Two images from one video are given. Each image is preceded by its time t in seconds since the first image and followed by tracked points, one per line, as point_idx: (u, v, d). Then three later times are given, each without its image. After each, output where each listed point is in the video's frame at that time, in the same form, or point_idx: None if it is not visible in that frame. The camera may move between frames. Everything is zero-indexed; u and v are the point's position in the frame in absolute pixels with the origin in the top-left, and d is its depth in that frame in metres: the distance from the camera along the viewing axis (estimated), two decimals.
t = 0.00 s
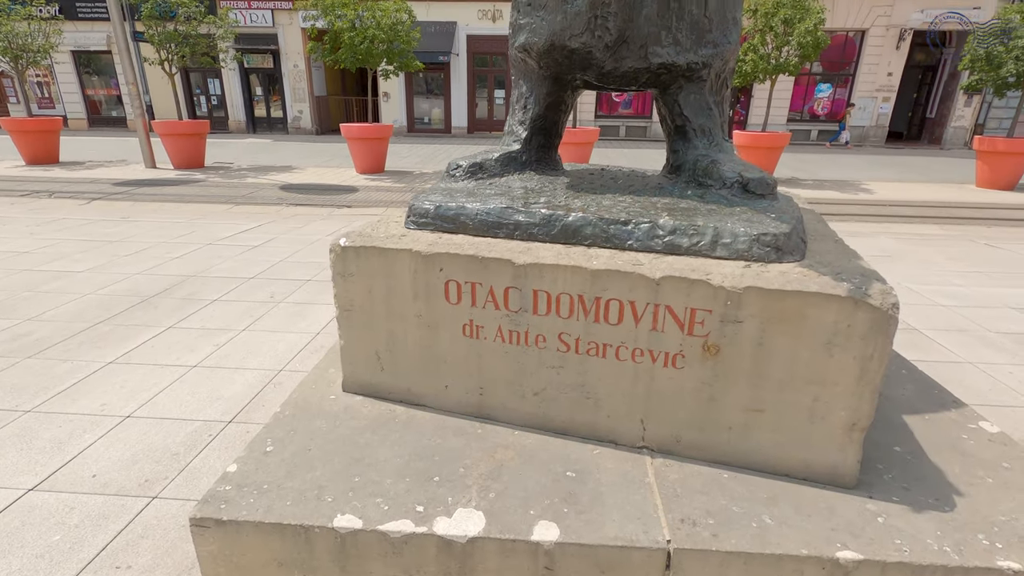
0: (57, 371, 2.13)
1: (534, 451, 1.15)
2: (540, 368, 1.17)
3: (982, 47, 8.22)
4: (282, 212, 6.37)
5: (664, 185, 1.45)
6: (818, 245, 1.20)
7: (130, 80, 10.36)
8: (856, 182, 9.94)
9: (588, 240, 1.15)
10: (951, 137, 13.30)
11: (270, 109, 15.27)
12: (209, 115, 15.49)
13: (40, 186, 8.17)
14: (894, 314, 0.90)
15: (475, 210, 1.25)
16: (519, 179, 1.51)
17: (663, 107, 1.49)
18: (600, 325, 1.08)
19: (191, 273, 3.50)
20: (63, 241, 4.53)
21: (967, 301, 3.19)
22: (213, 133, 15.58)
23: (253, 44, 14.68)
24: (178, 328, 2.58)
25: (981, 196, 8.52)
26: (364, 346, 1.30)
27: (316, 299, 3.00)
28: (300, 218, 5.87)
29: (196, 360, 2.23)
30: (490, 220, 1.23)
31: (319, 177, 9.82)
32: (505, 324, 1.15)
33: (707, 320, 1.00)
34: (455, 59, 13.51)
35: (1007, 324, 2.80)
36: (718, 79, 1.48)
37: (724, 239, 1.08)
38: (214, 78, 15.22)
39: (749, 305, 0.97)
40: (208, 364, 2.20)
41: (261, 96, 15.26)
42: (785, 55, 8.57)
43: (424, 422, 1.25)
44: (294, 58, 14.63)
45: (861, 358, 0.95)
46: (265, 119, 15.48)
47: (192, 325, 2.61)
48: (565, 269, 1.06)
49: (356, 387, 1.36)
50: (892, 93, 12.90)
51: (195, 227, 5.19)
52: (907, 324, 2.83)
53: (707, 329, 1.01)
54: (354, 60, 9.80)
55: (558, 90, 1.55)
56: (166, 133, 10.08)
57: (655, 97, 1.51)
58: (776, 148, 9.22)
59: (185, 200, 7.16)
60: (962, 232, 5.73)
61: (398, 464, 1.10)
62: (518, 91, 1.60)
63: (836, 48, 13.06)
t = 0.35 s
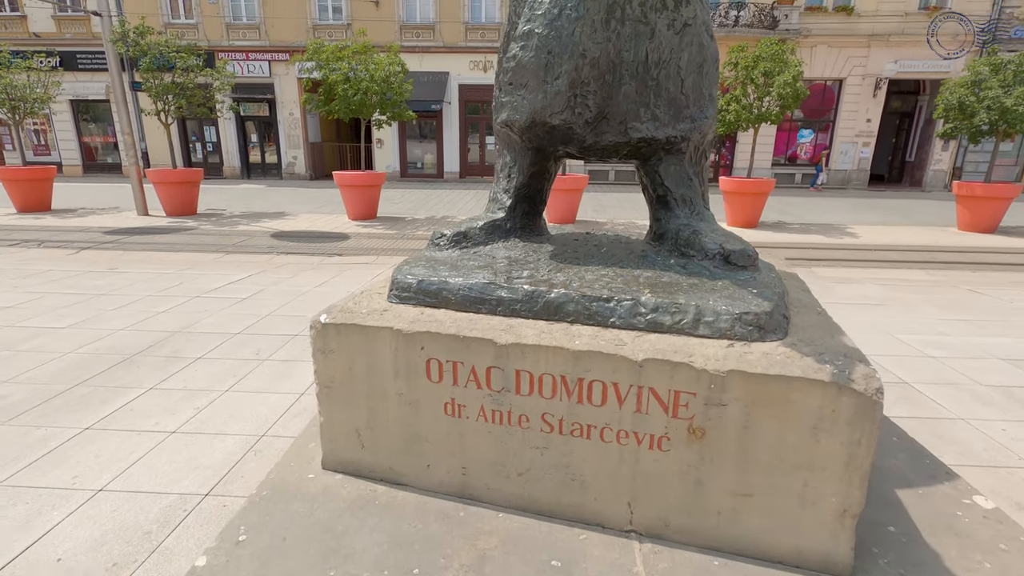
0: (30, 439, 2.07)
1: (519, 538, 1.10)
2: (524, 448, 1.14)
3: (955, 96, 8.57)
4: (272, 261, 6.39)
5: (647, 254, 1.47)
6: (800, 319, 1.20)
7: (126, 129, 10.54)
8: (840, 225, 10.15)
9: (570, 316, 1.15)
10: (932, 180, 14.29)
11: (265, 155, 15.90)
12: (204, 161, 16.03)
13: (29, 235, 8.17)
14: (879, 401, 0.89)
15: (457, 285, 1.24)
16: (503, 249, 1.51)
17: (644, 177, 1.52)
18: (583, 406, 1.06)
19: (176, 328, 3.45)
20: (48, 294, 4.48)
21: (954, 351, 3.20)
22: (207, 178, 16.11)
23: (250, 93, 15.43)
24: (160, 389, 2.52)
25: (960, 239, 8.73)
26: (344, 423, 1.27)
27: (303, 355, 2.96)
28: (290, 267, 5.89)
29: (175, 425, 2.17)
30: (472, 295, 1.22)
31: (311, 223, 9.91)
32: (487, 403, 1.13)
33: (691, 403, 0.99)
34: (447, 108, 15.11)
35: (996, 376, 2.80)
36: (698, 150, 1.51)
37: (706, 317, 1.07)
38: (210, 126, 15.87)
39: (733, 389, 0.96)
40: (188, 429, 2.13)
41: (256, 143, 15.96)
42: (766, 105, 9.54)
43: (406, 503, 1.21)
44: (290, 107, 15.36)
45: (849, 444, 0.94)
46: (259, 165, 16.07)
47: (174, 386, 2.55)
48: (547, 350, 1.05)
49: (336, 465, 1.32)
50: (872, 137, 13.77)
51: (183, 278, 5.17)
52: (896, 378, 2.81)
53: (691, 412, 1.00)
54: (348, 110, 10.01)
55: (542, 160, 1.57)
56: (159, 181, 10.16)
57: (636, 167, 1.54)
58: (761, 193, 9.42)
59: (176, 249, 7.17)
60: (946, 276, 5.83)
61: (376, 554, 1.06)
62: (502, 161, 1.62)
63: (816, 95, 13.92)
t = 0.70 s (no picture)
0: None
1: None
2: (506, 546, 1.10)
3: (931, 147, 9.71)
4: (261, 314, 6.35)
5: (631, 332, 1.47)
6: (783, 405, 1.20)
7: (120, 182, 10.69)
8: (826, 272, 10.30)
9: (552, 407, 1.14)
10: (913, 225, 15.43)
11: (258, 203, 16.43)
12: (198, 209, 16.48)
13: (15, 288, 8.10)
14: (866, 506, 0.88)
15: (437, 372, 1.22)
16: (487, 327, 1.51)
17: (627, 254, 1.52)
18: (566, 504, 1.04)
19: (157, 390, 3.36)
20: (29, 354, 4.41)
21: (946, 409, 3.17)
22: (200, 226, 16.53)
23: (246, 144, 16.01)
24: (136, 460, 2.44)
25: (943, 285, 8.86)
26: (320, 517, 1.22)
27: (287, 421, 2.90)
28: (279, 321, 5.84)
29: (149, 502, 2.09)
30: (453, 384, 1.21)
31: (301, 274, 9.92)
32: (468, 499, 1.10)
33: (676, 504, 0.98)
34: (440, 158, 15.82)
35: (990, 437, 2.77)
36: (678, 228, 1.52)
37: (690, 410, 1.06)
38: (205, 175, 16.40)
39: (719, 491, 0.95)
40: (162, 507, 2.06)
41: (250, 192, 16.53)
42: (748, 155, 10.03)
43: None
44: (284, 157, 15.96)
45: (838, 549, 0.93)
46: (252, 213, 16.65)
47: (152, 456, 2.48)
48: (528, 447, 1.03)
49: (311, 560, 1.26)
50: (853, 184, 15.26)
51: (167, 335, 5.10)
52: (890, 439, 2.77)
53: (676, 513, 0.98)
54: (340, 163, 10.22)
55: (525, 237, 1.57)
56: (150, 233, 10.19)
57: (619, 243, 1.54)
58: (747, 242, 9.61)
59: (164, 302, 7.12)
60: (934, 325, 5.87)
61: None
62: (486, 237, 1.63)
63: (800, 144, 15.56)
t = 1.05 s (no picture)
0: None
1: None
2: None
3: (914, 191, 9.88)
4: (249, 361, 6.25)
5: (617, 404, 1.48)
6: (772, 487, 1.28)
7: (111, 226, 10.68)
8: (817, 312, 10.35)
9: (536, 493, 1.20)
10: (902, 263, 15.73)
11: (252, 244, 16.51)
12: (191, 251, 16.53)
13: None
14: None
15: (419, 455, 1.27)
16: (471, 399, 1.51)
17: (613, 323, 1.51)
18: None
19: (137, 449, 3.27)
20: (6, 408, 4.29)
21: (942, 462, 3.13)
22: (193, 267, 16.55)
23: (241, 186, 16.21)
24: (110, 529, 2.36)
25: (933, 326, 8.91)
26: None
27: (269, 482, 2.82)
28: (267, 368, 5.75)
29: None
30: (434, 467, 1.26)
31: (292, 318, 9.85)
32: None
33: None
34: (434, 200, 16.05)
35: (986, 493, 2.73)
36: (664, 297, 1.51)
37: (676, 498, 1.13)
38: (199, 217, 16.49)
39: None
40: None
41: (243, 233, 16.59)
42: (736, 199, 10.21)
43: None
44: (279, 199, 16.16)
45: None
46: (245, 254, 16.67)
47: (126, 524, 2.39)
48: (511, 539, 1.09)
49: None
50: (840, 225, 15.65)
51: (151, 384, 4.99)
52: (888, 496, 2.72)
53: None
54: (332, 208, 10.34)
55: (509, 306, 1.55)
56: (141, 277, 10.16)
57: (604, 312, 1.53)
58: (738, 283, 9.66)
59: (150, 349, 7.01)
60: (926, 369, 5.86)
61: None
62: (471, 305, 1.62)
63: (786, 185, 15.91)
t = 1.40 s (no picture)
0: None
1: None
2: None
3: (900, 236, 10.04)
4: (236, 412, 6.12)
5: (605, 484, 1.54)
6: None
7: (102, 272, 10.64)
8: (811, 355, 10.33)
9: None
10: (892, 303, 15.86)
11: (244, 287, 16.50)
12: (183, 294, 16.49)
13: None
14: None
15: (399, 549, 1.35)
16: (455, 481, 1.58)
17: (600, 400, 1.56)
18: None
19: (115, 515, 3.16)
20: None
21: (943, 521, 3.06)
22: (184, 310, 16.46)
23: (235, 229, 16.32)
24: None
25: (927, 370, 8.89)
26: None
27: (249, 552, 2.72)
28: (255, 420, 5.63)
29: None
30: (415, 563, 1.33)
31: (283, 364, 9.73)
32: None
33: None
34: (427, 242, 16.16)
35: (989, 556, 2.66)
36: (650, 374, 1.56)
37: None
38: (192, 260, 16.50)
39: None
40: None
41: (236, 276, 16.60)
42: (725, 244, 10.36)
43: None
44: (272, 242, 16.24)
45: None
46: (237, 296, 16.64)
47: None
48: None
49: None
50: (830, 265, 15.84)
51: (135, 438, 4.86)
52: (889, 561, 2.65)
53: None
54: (325, 254, 10.39)
55: (493, 383, 1.63)
56: (130, 323, 10.04)
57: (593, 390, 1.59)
58: (731, 326, 9.67)
59: (136, 400, 6.86)
60: (923, 417, 5.80)
61: None
62: (457, 380, 1.71)
63: (775, 227, 16.20)
